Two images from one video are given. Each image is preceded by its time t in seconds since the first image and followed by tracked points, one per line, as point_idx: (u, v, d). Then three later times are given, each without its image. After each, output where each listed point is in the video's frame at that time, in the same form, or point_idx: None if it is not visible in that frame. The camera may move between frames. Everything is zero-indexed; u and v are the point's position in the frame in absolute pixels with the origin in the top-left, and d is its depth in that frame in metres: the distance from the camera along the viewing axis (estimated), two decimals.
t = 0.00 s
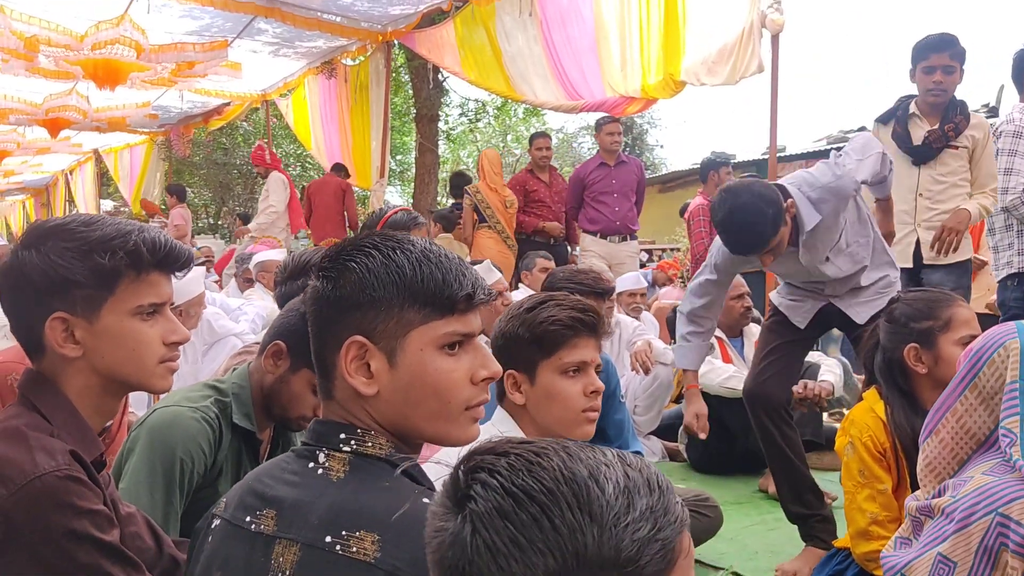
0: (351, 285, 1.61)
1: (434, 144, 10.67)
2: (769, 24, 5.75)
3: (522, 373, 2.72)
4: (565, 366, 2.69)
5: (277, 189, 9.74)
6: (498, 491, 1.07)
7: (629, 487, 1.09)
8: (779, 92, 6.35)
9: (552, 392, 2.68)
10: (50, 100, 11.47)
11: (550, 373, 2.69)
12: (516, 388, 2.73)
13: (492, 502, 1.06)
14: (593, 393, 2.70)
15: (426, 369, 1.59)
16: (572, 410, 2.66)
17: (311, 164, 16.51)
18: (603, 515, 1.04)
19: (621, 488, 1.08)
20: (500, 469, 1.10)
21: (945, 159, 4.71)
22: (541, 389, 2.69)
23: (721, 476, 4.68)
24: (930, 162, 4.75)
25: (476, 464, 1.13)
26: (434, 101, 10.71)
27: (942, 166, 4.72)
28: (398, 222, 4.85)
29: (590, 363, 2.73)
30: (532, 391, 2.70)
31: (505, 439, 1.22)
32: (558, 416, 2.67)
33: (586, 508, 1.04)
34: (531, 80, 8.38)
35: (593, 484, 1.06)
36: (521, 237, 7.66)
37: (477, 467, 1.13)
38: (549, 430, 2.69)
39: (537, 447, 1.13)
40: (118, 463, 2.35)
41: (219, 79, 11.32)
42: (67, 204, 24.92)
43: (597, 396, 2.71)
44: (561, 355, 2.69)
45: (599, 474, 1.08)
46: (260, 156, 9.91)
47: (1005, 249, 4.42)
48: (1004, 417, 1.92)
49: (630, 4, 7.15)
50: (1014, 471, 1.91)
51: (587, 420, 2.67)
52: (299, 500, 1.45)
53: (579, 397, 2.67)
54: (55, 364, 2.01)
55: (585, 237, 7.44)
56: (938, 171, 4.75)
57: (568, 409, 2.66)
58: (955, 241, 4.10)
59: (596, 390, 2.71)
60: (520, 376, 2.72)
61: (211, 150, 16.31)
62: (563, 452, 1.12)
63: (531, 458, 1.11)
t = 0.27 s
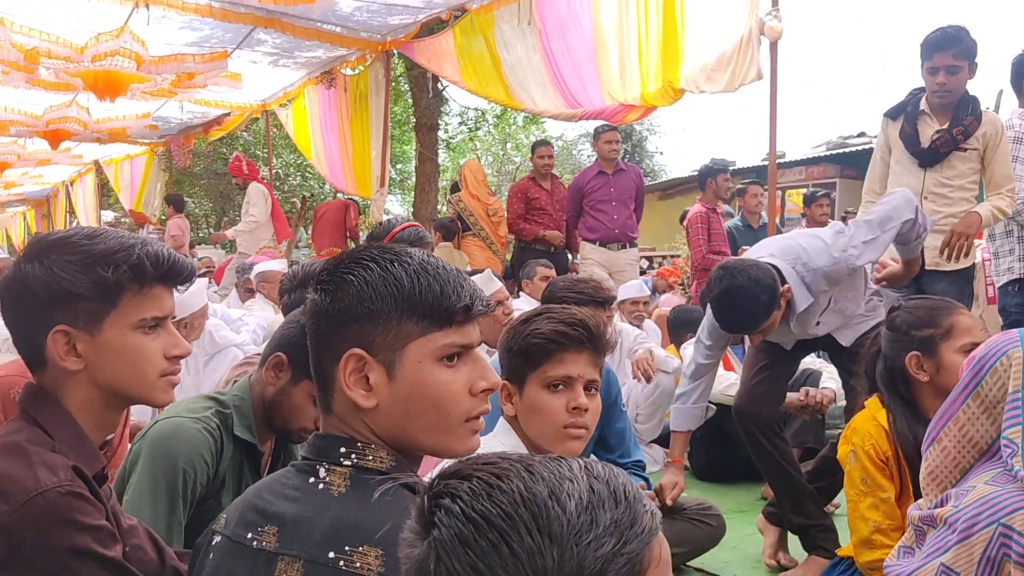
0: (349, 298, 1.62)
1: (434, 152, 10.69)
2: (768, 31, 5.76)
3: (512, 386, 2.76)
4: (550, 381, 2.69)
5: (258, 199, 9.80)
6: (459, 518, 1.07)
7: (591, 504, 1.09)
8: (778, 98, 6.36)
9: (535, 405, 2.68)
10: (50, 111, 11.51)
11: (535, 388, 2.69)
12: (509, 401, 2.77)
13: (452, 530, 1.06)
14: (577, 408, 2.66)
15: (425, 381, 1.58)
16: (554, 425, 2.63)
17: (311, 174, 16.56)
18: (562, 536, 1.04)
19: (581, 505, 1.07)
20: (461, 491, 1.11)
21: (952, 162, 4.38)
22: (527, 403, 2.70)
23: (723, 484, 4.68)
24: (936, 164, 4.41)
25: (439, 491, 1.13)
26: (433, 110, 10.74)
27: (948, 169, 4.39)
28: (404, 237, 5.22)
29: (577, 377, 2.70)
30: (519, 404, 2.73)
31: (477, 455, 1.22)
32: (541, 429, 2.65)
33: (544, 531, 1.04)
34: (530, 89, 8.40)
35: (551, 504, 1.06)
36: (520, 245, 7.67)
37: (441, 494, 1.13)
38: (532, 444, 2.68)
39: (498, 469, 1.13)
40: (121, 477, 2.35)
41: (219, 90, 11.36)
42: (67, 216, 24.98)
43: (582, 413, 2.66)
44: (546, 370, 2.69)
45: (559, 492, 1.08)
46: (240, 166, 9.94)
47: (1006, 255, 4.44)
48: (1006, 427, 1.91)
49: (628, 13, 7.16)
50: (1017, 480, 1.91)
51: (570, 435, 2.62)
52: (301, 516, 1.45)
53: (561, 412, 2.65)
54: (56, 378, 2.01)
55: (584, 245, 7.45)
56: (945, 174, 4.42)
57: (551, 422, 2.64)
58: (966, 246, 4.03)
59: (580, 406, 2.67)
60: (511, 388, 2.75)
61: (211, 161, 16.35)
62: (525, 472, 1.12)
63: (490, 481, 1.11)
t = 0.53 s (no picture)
0: (340, 314, 1.62)
1: (433, 162, 10.71)
2: (765, 40, 5.77)
3: (520, 400, 2.75)
4: (562, 399, 2.68)
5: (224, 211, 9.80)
6: (446, 546, 1.07)
7: (574, 526, 1.08)
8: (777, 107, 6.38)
9: (547, 424, 2.67)
10: (50, 123, 11.54)
11: (548, 405, 2.68)
12: (516, 415, 2.76)
13: (438, 560, 1.07)
14: (591, 428, 2.67)
15: (418, 395, 1.58)
16: (569, 443, 2.64)
17: (311, 183, 16.60)
18: (545, 562, 1.04)
19: (564, 528, 1.07)
20: (446, 518, 1.11)
21: (941, 165, 4.34)
22: (538, 421, 2.69)
23: (723, 494, 4.69)
24: (926, 169, 4.38)
25: (427, 519, 1.14)
26: (432, 119, 10.76)
27: (939, 173, 4.35)
28: (409, 245, 5.30)
29: (591, 397, 2.71)
30: (529, 420, 2.71)
31: (462, 483, 1.22)
32: (556, 448, 2.64)
33: (527, 557, 1.04)
34: (528, 98, 8.41)
35: (534, 530, 1.06)
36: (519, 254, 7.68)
37: (428, 522, 1.13)
38: (542, 460, 2.68)
39: (482, 495, 1.13)
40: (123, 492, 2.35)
41: (218, 101, 11.37)
42: (68, 226, 25.07)
43: (596, 431, 2.67)
44: (559, 388, 2.69)
45: (543, 516, 1.08)
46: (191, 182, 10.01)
47: (1005, 262, 4.45)
48: (1007, 439, 1.91)
49: (626, 22, 7.17)
50: (1018, 492, 1.91)
51: (583, 454, 2.64)
52: (298, 535, 1.45)
53: (575, 430, 2.65)
54: (54, 395, 2.01)
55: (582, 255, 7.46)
56: (936, 178, 4.38)
57: (565, 440, 2.64)
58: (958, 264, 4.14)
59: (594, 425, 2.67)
60: (518, 403, 2.74)
61: (211, 171, 16.37)
62: (509, 496, 1.12)
63: (474, 508, 1.11)
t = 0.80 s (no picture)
0: (340, 339, 1.63)
1: (436, 177, 10.74)
2: (765, 56, 5.81)
3: (581, 431, 2.60)
4: (613, 421, 2.68)
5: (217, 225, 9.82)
6: None
7: (575, 552, 1.09)
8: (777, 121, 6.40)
9: (609, 448, 2.65)
10: (54, 140, 11.61)
11: (606, 429, 2.65)
12: (575, 448, 2.60)
13: None
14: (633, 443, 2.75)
15: (421, 418, 1.60)
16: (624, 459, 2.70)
17: (313, 199, 16.66)
18: None
19: (565, 556, 1.08)
20: (449, 551, 1.11)
21: (928, 172, 4.35)
22: (600, 446, 2.63)
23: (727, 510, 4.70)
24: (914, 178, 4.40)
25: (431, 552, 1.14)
26: (434, 135, 10.81)
27: (926, 181, 4.36)
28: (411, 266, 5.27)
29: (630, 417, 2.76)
30: (588, 447, 2.61)
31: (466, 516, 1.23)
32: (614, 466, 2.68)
33: None
34: (530, 114, 8.45)
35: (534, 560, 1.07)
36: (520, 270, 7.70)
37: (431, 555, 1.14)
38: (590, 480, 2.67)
39: (484, 527, 1.14)
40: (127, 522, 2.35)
41: (221, 118, 11.44)
42: (72, 242, 25.15)
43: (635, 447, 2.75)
44: (612, 411, 2.68)
45: (543, 544, 1.09)
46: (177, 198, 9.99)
47: (1005, 277, 4.44)
48: (1009, 458, 1.92)
49: (627, 39, 7.20)
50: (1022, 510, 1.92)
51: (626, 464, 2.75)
52: (303, 560, 1.47)
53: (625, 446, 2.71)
54: (57, 419, 2.02)
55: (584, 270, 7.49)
56: (925, 186, 4.39)
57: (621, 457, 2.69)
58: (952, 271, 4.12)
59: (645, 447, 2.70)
60: (581, 434, 2.60)
61: (214, 187, 16.44)
62: (510, 526, 1.13)
63: (476, 540, 1.12)
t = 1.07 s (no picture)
0: (354, 371, 1.66)
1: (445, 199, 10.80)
2: (772, 78, 5.85)
3: (604, 454, 2.67)
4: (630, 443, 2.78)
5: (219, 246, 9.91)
6: None
7: None
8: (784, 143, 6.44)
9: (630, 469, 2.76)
10: (66, 163, 11.73)
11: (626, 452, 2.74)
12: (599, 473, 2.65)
13: None
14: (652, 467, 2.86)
15: (434, 447, 1.62)
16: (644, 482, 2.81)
17: (323, 220, 16.75)
18: None
19: None
20: None
21: (929, 196, 4.39)
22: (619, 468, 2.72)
23: (737, 533, 4.70)
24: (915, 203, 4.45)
25: None
26: (443, 157, 10.88)
27: (929, 205, 4.40)
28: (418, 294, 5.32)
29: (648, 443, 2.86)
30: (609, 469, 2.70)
31: (483, 554, 1.25)
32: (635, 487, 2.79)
33: None
34: (538, 136, 8.50)
35: None
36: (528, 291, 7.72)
37: None
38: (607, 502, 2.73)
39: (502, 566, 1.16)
40: (140, 549, 2.38)
41: (232, 140, 11.54)
42: (83, 264, 25.28)
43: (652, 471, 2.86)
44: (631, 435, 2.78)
45: None
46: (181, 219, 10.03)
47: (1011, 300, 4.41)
48: (1017, 485, 1.93)
49: (635, 62, 7.25)
50: None
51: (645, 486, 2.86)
52: None
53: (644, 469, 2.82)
54: (70, 443, 2.05)
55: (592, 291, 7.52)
56: (926, 210, 4.43)
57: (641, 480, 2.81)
58: (972, 317, 4.18)
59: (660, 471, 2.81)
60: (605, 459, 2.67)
61: (224, 209, 16.55)
62: (527, 566, 1.15)
63: None
